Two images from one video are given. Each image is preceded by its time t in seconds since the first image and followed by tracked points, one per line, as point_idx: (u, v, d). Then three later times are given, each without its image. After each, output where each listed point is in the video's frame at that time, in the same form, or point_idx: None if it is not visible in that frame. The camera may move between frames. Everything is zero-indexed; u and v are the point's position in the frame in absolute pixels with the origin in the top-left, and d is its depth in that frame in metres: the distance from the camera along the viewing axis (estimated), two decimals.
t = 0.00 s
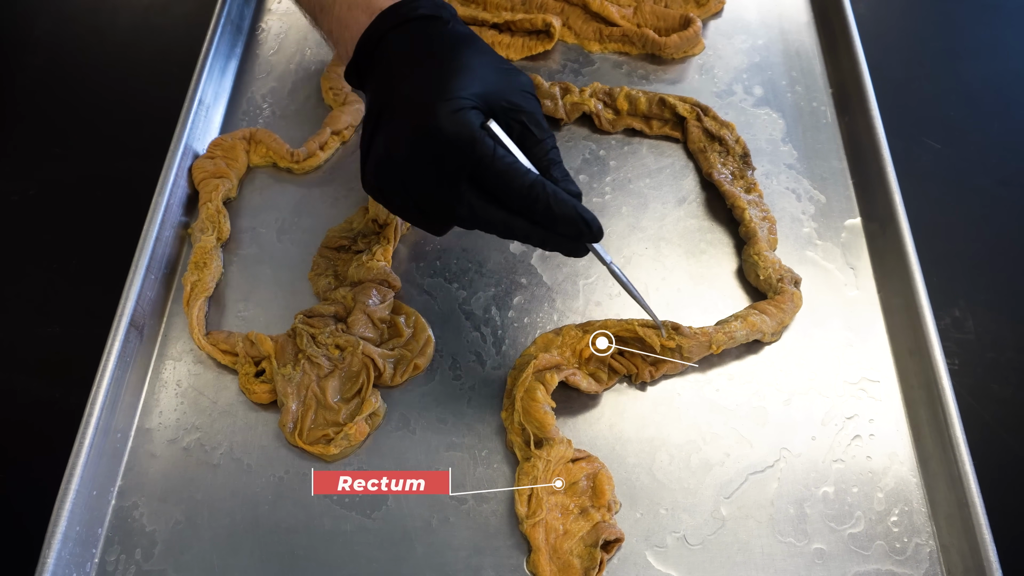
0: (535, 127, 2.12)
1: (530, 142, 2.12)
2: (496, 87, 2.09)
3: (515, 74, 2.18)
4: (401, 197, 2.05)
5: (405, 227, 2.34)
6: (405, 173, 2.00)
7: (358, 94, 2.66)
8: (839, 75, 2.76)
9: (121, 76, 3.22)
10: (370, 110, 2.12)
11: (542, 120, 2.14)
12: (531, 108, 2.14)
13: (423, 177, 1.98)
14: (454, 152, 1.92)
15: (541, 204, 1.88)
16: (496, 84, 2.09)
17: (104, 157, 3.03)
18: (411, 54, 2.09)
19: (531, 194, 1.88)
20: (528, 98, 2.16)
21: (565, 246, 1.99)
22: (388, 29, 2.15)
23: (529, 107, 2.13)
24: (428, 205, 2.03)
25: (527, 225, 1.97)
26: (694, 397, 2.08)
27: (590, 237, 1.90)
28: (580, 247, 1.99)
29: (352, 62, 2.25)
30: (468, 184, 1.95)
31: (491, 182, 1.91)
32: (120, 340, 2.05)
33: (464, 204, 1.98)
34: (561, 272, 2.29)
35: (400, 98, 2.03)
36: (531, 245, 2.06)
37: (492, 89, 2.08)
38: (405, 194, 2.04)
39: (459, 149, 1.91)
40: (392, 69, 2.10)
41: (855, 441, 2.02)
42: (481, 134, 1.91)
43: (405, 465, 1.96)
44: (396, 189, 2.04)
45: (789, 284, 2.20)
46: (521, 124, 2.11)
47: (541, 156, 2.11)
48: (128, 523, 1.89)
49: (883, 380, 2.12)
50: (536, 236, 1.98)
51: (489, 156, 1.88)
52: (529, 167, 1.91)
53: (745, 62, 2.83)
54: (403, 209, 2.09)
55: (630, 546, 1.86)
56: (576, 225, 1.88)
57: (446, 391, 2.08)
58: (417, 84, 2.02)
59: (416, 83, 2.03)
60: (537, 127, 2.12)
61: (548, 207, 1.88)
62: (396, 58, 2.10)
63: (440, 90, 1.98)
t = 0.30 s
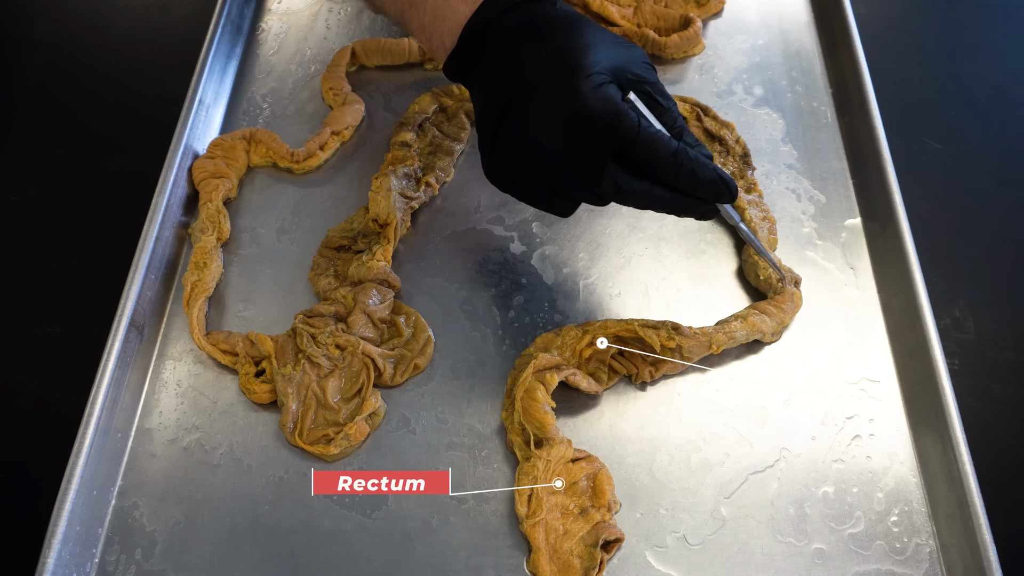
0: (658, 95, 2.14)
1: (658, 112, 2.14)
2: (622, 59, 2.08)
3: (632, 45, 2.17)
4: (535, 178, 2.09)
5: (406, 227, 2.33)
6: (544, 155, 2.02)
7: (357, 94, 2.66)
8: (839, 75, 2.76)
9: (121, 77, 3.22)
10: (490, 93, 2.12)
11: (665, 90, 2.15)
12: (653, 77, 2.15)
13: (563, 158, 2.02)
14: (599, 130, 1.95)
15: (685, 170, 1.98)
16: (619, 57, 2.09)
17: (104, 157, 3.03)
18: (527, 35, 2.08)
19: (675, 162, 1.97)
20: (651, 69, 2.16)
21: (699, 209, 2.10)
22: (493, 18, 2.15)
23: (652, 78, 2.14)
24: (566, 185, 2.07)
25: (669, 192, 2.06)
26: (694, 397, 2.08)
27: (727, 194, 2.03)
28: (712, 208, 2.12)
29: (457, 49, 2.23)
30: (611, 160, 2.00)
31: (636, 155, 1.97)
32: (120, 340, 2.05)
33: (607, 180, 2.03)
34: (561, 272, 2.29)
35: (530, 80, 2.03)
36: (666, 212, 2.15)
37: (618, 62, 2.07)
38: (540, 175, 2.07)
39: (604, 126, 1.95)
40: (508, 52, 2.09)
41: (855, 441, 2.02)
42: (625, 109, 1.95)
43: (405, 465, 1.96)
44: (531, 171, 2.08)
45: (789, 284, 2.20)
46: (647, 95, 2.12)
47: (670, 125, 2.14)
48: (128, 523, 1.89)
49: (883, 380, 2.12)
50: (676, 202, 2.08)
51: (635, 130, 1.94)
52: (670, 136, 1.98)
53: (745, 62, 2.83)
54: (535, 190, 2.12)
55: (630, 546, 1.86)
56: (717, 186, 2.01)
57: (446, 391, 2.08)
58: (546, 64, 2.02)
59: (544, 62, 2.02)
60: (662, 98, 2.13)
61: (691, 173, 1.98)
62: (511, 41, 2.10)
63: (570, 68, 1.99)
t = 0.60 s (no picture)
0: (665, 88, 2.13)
1: (665, 105, 2.13)
2: (631, 52, 2.07)
3: (640, 38, 2.15)
4: (544, 173, 2.10)
5: (406, 227, 2.34)
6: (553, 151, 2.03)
7: (357, 94, 2.66)
8: (840, 74, 2.76)
9: (121, 76, 3.23)
10: (500, 89, 2.11)
11: (673, 83, 2.14)
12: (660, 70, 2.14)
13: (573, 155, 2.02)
14: (610, 126, 1.95)
15: (693, 164, 1.99)
16: (629, 50, 2.07)
17: (103, 156, 3.03)
18: (538, 29, 2.07)
19: (683, 156, 1.98)
20: (658, 62, 2.15)
21: (704, 202, 2.12)
22: (501, 13, 2.13)
23: (660, 70, 2.13)
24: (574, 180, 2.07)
25: (675, 185, 2.07)
26: (694, 397, 2.08)
27: (733, 185, 2.06)
28: (717, 200, 2.14)
29: (466, 45, 2.20)
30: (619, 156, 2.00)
31: (644, 150, 1.98)
32: (120, 340, 2.05)
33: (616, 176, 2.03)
34: (561, 272, 2.29)
35: (541, 76, 2.02)
36: (673, 204, 2.16)
37: (628, 55, 2.06)
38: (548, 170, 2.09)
39: (614, 122, 1.94)
40: (518, 48, 2.08)
41: (855, 441, 2.02)
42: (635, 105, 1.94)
43: (405, 465, 1.96)
44: (540, 166, 2.09)
45: (789, 284, 2.20)
46: (655, 88, 2.11)
47: (677, 118, 2.14)
48: (128, 523, 1.89)
49: (883, 380, 2.12)
50: (681, 194, 2.10)
51: (644, 126, 1.94)
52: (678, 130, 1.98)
53: (745, 62, 2.83)
54: (543, 185, 2.13)
55: (630, 546, 1.86)
56: (723, 178, 2.04)
57: (446, 391, 2.07)
58: (557, 59, 2.01)
59: (555, 57, 2.01)
60: (670, 91, 2.13)
61: (699, 166, 2.00)
62: (519, 35, 2.08)
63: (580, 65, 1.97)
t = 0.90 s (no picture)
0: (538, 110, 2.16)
1: (533, 125, 2.16)
2: (501, 69, 2.14)
3: (524, 57, 2.22)
4: (400, 176, 2.08)
5: (405, 227, 2.34)
6: (404, 153, 2.02)
7: (358, 94, 2.67)
8: (839, 74, 2.76)
9: (121, 77, 3.23)
10: (377, 89, 2.18)
11: (545, 104, 2.16)
12: (535, 91, 2.17)
13: (421, 157, 2.01)
14: (450, 133, 1.93)
15: (536, 187, 1.87)
16: (501, 65, 2.14)
17: (104, 156, 3.03)
18: (420, 38, 2.16)
19: (527, 178, 1.87)
20: (536, 81, 2.19)
21: (561, 231, 1.98)
22: (400, 18, 2.26)
23: (533, 90, 2.17)
24: (428, 185, 2.05)
25: (522, 208, 1.96)
26: (694, 397, 2.08)
27: (586, 221, 1.89)
28: (573, 232, 1.97)
29: (367, 41, 2.37)
30: (463, 165, 1.96)
31: (485, 164, 1.91)
32: (120, 340, 2.05)
33: (461, 186, 1.99)
34: (561, 272, 2.29)
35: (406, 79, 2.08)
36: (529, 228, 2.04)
37: (497, 71, 2.13)
38: (404, 173, 2.07)
39: (456, 129, 1.93)
40: (399, 52, 2.17)
41: (855, 441, 2.02)
42: (482, 117, 1.91)
43: (405, 465, 1.96)
44: (394, 168, 2.07)
45: (788, 284, 2.20)
46: (527, 107, 2.16)
47: (543, 141, 2.14)
48: (128, 523, 1.90)
49: (883, 380, 2.12)
50: (534, 219, 1.97)
51: (486, 138, 1.88)
52: (527, 149, 1.91)
53: (744, 62, 2.83)
54: (401, 188, 2.11)
55: (630, 546, 1.86)
56: (570, 210, 1.87)
57: (446, 391, 2.08)
58: (426, 65, 2.08)
59: (424, 64, 2.08)
60: (539, 111, 2.15)
61: (542, 191, 1.87)
62: (404, 42, 2.19)
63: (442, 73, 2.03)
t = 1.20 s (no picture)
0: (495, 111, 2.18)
1: (488, 127, 2.19)
2: (455, 69, 2.15)
3: (481, 57, 2.23)
4: (357, 174, 2.11)
5: (405, 227, 2.34)
6: (359, 151, 2.06)
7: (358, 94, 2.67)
8: (839, 74, 2.76)
9: (121, 76, 3.22)
10: (337, 85, 2.17)
11: (500, 105, 2.18)
12: (491, 91, 2.19)
13: (376, 157, 2.04)
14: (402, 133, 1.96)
15: (486, 189, 1.93)
16: (456, 66, 2.15)
17: (104, 156, 3.03)
18: (379, 36, 2.16)
19: (476, 178, 1.93)
20: (491, 81, 2.21)
21: (515, 232, 2.04)
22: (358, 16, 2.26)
23: (488, 89, 2.19)
24: (384, 182, 2.09)
25: (474, 208, 2.02)
26: (695, 397, 2.08)
27: (538, 223, 1.97)
28: (529, 233, 2.04)
29: (335, 35, 2.38)
30: (415, 164, 2.00)
31: (436, 164, 1.96)
32: (120, 339, 2.05)
33: (413, 185, 2.03)
34: (560, 272, 2.29)
35: (361, 77, 2.08)
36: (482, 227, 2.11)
37: (450, 71, 2.14)
38: (360, 171, 2.10)
39: (406, 130, 1.95)
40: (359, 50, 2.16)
41: (855, 441, 2.02)
42: (436, 119, 1.95)
43: (405, 465, 1.96)
44: (351, 166, 2.10)
45: (789, 283, 2.20)
46: (480, 107, 2.18)
47: (497, 141, 2.17)
48: (128, 523, 1.90)
49: (883, 380, 2.12)
50: (487, 219, 2.04)
51: (438, 140, 1.92)
52: (477, 149, 1.95)
53: (745, 62, 2.83)
54: (358, 185, 2.14)
55: (630, 546, 1.86)
56: (520, 209, 1.94)
57: (446, 391, 2.08)
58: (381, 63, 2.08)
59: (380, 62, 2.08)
60: (494, 112, 2.18)
61: (492, 193, 1.93)
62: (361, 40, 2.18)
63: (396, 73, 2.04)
